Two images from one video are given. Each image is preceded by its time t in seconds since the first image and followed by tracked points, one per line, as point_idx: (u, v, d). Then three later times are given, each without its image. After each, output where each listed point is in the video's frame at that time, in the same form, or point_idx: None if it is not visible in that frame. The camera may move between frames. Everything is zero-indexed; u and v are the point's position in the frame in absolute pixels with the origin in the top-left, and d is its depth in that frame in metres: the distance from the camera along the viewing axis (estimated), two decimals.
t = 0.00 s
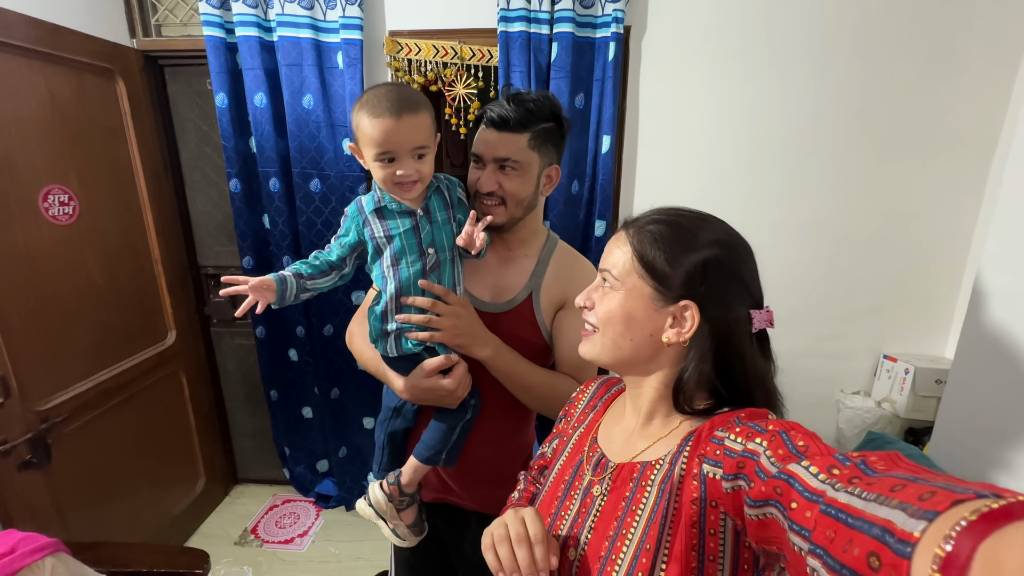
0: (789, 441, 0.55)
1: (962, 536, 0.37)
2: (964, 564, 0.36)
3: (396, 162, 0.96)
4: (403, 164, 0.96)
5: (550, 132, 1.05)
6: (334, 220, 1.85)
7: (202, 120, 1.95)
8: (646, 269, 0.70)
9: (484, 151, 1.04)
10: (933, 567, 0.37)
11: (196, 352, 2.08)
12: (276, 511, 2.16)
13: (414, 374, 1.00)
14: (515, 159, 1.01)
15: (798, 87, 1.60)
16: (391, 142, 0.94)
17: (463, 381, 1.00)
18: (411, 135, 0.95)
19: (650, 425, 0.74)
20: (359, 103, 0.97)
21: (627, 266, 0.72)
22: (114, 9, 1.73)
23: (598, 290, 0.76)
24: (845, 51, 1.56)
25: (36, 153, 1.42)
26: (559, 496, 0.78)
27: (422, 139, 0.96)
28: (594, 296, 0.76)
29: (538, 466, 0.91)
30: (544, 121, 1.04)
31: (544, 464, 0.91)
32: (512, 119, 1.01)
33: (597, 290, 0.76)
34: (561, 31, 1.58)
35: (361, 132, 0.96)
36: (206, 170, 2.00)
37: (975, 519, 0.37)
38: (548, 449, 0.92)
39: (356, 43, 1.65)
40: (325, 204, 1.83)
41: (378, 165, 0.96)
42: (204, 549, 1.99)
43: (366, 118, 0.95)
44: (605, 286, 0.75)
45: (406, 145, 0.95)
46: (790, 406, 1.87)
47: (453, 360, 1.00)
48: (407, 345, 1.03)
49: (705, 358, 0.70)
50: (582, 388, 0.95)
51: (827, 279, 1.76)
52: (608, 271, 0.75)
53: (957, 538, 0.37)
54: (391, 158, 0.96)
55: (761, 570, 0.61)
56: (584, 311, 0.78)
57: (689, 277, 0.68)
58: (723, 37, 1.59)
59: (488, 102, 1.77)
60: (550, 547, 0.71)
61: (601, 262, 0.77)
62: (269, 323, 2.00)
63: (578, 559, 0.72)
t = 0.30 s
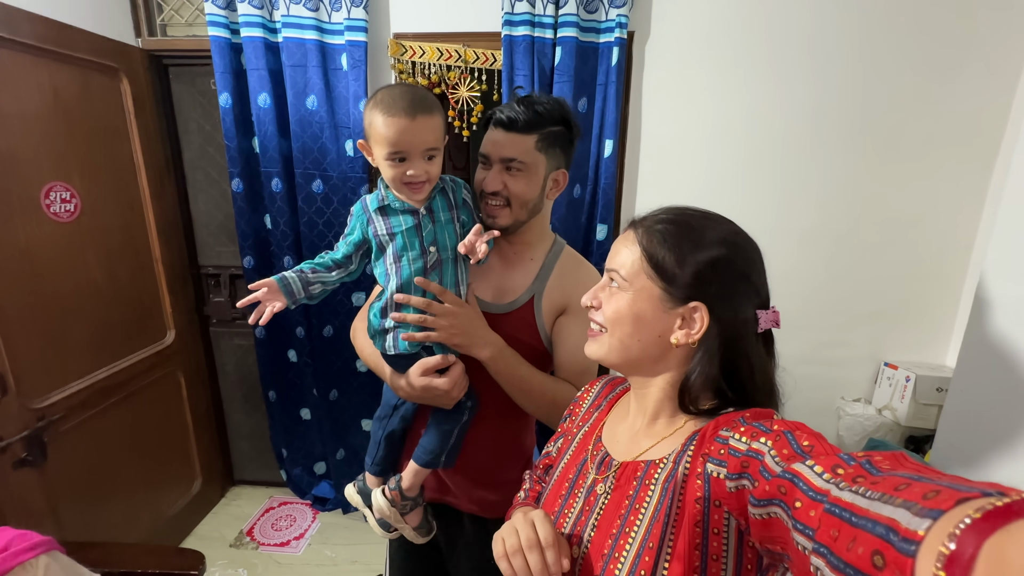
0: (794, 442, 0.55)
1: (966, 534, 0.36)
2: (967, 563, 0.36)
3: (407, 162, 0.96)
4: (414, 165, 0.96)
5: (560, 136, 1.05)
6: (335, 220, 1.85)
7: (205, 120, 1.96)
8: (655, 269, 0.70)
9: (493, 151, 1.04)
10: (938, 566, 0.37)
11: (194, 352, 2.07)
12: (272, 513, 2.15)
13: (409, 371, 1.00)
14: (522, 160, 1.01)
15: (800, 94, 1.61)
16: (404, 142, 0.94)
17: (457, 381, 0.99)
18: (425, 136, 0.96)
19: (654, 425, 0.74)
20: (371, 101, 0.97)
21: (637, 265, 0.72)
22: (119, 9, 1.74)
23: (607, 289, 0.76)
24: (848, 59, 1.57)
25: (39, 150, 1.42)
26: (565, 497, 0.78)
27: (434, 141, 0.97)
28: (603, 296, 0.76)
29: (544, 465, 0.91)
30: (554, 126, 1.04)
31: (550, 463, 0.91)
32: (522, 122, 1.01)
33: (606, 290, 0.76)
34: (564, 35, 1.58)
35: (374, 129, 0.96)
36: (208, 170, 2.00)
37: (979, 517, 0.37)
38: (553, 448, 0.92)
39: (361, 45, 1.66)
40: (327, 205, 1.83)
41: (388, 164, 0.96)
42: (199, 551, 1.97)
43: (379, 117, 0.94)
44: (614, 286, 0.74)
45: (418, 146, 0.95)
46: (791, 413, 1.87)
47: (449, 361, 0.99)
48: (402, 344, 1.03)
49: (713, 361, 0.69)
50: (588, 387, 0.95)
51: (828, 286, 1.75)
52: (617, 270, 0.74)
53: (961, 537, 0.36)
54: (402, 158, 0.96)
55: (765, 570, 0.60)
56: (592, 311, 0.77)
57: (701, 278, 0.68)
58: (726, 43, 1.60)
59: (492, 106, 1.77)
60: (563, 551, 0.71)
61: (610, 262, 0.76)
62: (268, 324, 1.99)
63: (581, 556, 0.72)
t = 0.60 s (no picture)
0: (792, 443, 0.55)
1: (961, 533, 0.36)
2: (963, 561, 0.35)
3: (422, 93, 1.00)
4: (429, 97, 1.00)
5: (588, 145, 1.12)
6: (340, 224, 1.85)
7: (212, 123, 1.97)
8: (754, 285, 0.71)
9: (527, 131, 1.07)
10: (933, 566, 0.37)
11: (197, 353, 2.07)
12: (270, 517, 2.14)
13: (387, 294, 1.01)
14: (559, 150, 1.05)
15: (805, 105, 1.62)
16: (422, 74, 0.97)
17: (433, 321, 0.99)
18: (444, 69, 0.98)
19: (658, 430, 0.73)
20: (394, 22, 0.98)
21: (747, 285, 0.69)
22: (130, 12, 1.76)
23: (723, 313, 0.67)
24: (852, 71, 1.58)
25: (48, 150, 1.43)
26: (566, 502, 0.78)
27: (452, 76, 1.00)
28: (726, 321, 0.67)
29: (546, 475, 0.91)
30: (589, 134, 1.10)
31: (552, 473, 0.91)
32: (569, 118, 1.07)
33: (726, 314, 0.68)
34: (571, 43, 1.60)
35: (394, 54, 0.98)
36: (214, 172, 2.01)
37: (974, 515, 0.37)
38: (554, 457, 0.93)
39: (369, 50, 1.67)
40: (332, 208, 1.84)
41: (406, 93, 1.00)
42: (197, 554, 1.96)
43: (400, 43, 0.97)
44: (731, 309, 0.68)
45: (434, 79, 0.98)
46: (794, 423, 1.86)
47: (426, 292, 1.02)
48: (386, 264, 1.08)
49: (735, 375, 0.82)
50: (584, 393, 0.97)
51: (831, 295, 1.75)
52: (737, 292, 0.68)
53: (957, 535, 0.36)
54: (419, 89, 0.99)
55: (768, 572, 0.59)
56: (709, 341, 0.66)
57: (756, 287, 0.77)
58: (732, 54, 1.61)
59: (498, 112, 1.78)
60: (566, 562, 0.71)
61: (721, 280, 0.68)
62: (271, 326, 2.00)
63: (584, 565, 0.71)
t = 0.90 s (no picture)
0: (817, 416, 0.55)
1: (974, 495, 0.36)
2: (975, 521, 0.36)
3: (483, 133, 1.01)
4: (488, 138, 1.02)
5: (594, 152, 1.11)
6: (349, 221, 1.86)
7: (223, 120, 1.98)
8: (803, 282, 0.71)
9: (545, 142, 1.06)
10: (945, 526, 0.37)
11: (201, 350, 2.06)
12: (272, 517, 2.12)
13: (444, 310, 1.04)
14: (575, 162, 1.06)
15: (812, 108, 1.64)
16: (486, 116, 1.00)
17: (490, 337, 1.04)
18: (507, 114, 1.01)
19: (683, 411, 0.75)
20: (456, 71, 1.02)
21: (798, 281, 0.68)
22: (146, 9, 1.78)
23: (766, 304, 0.67)
24: (858, 75, 1.61)
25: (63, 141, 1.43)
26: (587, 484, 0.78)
27: (511, 119, 1.03)
28: (768, 313, 0.67)
29: (558, 457, 0.93)
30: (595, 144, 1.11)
31: (564, 455, 0.93)
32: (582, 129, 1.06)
33: (769, 306, 0.67)
34: (582, 45, 1.62)
35: (459, 97, 1.00)
36: (224, 169, 2.02)
37: (988, 478, 0.37)
38: (566, 440, 0.93)
39: (382, 49, 1.70)
40: (341, 205, 1.85)
41: (466, 134, 1.02)
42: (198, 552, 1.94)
43: (467, 90, 0.99)
44: (775, 302, 0.68)
45: (498, 123, 1.01)
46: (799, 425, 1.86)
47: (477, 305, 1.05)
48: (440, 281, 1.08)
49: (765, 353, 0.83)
50: (597, 372, 0.98)
51: (837, 297, 1.77)
52: (784, 288, 0.68)
53: (968, 498, 0.37)
54: (480, 129, 1.01)
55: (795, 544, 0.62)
56: (746, 329, 0.67)
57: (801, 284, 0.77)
58: (741, 58, 1.64)
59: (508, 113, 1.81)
60: (592, 546, 0.70)
61: (773, 274, 0.67)
62: (277, 323, 2.00)
63: (612, 546, 0.71)
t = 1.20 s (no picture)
0: (808, 418, 0.57)
1: (960, 500, 0.37)
2: (960, 525, 0.37)
3: (485, 133, 1.07)
4: (489, 136, 1.08)
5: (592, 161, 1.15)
6: (347, 224, 1.87)
7: (221, 123, 1.99)
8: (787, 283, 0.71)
9: (537, 153, 1.09)
10: (930, 531, 0.38)
11: (197, 352, 2.06)
12: (267, 520, 2.11)
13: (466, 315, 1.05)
14: (569, 171, 1.08)
15: (803, 115, 1.68)
16: (485, 115, 1.06)
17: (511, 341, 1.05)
18: (503, 110, 1.07)
19: (678, 412, 0.76)
20: (456, 83, 1.09)
21: (777, 284, 0.69)
22: (145, 12, 1.79)
23: (743, 308, 0.68)
24: (847, 83, 1.65)
25: (61, 143, 1.44)
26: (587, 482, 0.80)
27: (509, 116, 1.09)
28: (745, 317, 0.68)
29: (561, 455, 0.94)
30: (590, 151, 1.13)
31: (566, 453, 0.94)
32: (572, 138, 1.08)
33: (746, 309, 0.69)
34: (578, 52, 1.65)
35: (461, 104, 1.07)
36: (222, 172, 2.03)
37: (974, 483, 0.38)
38: (567, 439, 0.95)
39: (380, 54, 1.72)
40: (339, 208, 1.86)
41: (469, 135, 1.08)
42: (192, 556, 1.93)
43: (465, 94, 1.06)
44: (754, 305, 0.69)
45: (496, 120, 1.07)
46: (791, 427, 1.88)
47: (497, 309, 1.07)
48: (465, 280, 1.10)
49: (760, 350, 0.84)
50: (596, 371, 1.00)
51: (827, 301, 1.80)
52: (763, 291, 0.68)
53: (955, 503, 0.37)
54: (480, 129, 1.07)
55: (786, 546, 0.62)
56: (724, 333, 0.69)
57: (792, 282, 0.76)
58: (733, 64, 1.67)
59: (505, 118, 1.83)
60: (581, 543, 0.72)
61: (749, 279, 0.68)
62: (274, 325, 2.01)
63: (606, 543, 0.72)
